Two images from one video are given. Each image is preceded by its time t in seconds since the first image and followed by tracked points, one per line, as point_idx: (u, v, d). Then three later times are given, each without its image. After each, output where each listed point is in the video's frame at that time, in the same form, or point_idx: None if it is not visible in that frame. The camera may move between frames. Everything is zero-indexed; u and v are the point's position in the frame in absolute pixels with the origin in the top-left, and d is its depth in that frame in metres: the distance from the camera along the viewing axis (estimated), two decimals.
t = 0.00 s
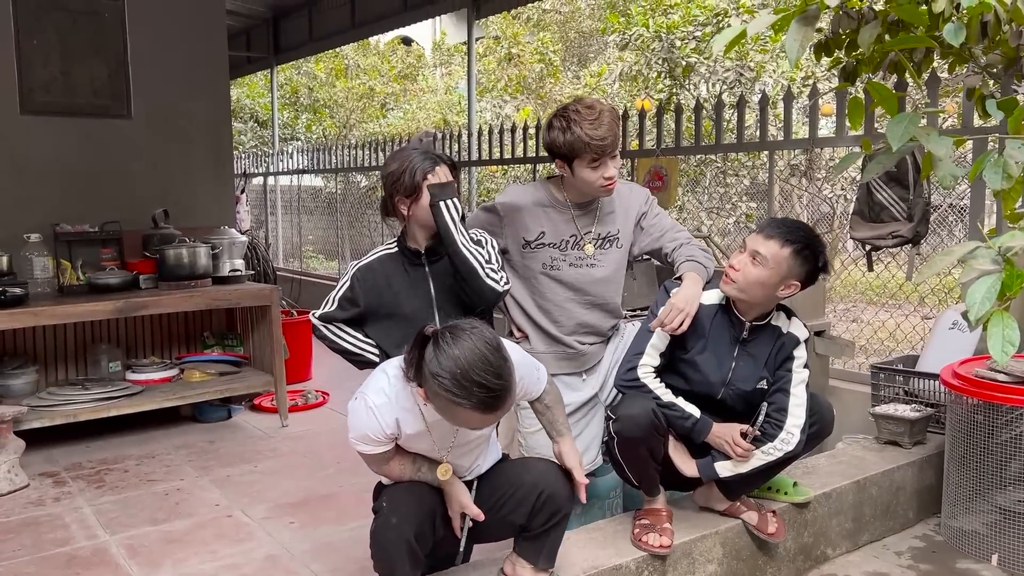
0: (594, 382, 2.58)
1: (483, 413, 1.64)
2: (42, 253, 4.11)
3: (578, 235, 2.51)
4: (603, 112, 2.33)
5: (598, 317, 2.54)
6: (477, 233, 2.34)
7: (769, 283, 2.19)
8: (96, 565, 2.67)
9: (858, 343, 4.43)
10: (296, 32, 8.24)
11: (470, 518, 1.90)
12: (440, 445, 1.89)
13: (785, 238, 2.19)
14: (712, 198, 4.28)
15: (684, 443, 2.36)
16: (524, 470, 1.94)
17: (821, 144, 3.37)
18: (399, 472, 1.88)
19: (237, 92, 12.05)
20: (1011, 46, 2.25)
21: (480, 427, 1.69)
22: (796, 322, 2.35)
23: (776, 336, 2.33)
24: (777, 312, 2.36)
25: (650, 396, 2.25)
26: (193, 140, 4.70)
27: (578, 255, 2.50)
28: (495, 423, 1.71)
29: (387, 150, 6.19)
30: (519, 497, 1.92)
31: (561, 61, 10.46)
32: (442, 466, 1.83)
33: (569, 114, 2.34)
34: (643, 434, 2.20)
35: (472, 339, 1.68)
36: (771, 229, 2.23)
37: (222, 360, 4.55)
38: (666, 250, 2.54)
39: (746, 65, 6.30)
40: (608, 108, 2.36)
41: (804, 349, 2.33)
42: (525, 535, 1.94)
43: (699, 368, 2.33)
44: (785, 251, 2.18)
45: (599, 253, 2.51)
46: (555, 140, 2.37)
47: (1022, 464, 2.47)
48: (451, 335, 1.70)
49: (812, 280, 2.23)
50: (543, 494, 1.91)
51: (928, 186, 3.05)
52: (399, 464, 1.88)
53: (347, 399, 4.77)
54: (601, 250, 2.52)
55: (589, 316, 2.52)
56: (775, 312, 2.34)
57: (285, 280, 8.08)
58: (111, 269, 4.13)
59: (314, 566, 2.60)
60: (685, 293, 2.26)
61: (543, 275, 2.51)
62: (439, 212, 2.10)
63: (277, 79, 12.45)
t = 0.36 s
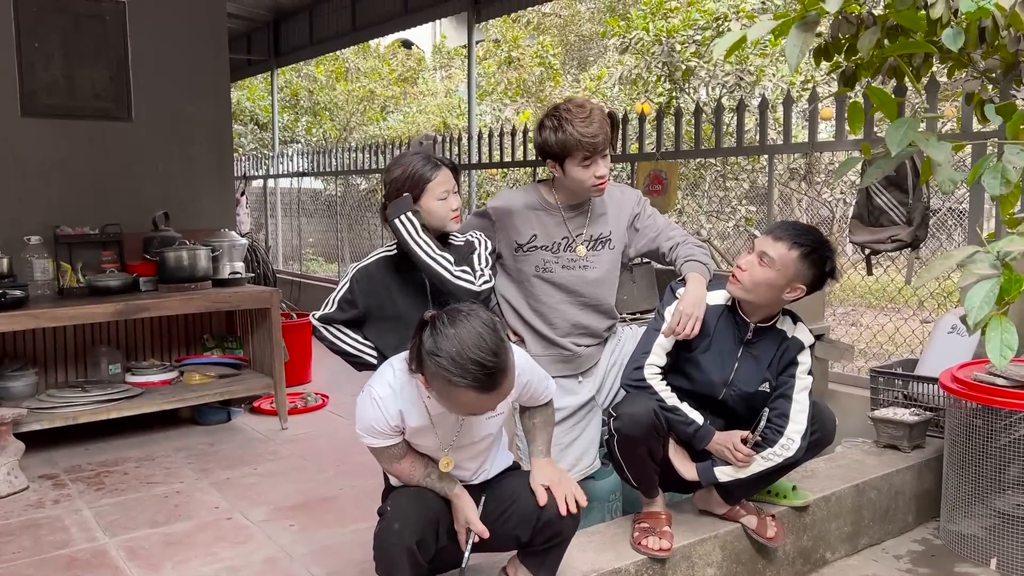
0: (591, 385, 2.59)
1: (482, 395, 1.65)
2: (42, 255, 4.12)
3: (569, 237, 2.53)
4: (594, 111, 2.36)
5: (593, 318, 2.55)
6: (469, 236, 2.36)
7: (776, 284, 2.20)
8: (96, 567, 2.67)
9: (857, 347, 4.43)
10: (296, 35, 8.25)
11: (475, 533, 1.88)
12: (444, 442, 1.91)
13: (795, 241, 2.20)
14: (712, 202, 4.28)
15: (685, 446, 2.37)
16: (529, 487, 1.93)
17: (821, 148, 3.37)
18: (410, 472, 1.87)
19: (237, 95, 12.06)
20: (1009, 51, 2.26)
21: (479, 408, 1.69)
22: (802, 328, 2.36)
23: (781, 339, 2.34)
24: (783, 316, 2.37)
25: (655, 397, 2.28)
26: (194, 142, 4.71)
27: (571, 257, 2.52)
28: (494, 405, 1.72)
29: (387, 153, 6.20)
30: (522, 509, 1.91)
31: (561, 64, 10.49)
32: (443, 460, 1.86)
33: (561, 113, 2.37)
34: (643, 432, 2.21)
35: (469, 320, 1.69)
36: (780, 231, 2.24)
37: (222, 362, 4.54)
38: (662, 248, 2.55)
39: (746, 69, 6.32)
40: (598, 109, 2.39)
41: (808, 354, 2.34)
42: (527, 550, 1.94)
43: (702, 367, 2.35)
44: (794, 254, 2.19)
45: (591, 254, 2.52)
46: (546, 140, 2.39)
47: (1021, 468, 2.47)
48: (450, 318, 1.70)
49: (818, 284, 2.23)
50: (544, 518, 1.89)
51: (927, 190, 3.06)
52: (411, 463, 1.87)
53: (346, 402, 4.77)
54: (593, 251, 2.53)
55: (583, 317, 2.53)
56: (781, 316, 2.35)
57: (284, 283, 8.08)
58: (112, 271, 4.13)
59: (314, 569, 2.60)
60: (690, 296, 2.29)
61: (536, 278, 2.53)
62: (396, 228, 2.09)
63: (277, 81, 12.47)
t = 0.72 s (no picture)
0: (589, 385, 2.60)
1: (488, 396, 1.65)
2: (41, 256, 4.11)
3: (566, 236, 2.54)
4: (582, 113, 2.38)
5: (591, 317, 2.56)
6: (470, 239, 2.36)
7: (783, 286, 2.20)
8: (94, 568, 2.67)
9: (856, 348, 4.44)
10: (295, 36, 8.24)
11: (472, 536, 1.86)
12: (448, 444, 1.91)
13: (805, 245, 2.19)
14: (711, 203, 4.29)
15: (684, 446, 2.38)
16: (528, 489, 1.91)
17: (819, 149, 3.37)
18: (409, 472, 1.87)
19: (236, 96, 12.06)
20: (1008, 53, 2.27)
21: (485, 410, 1.69)
22: (807, 334, 2.37)
23: (784, 343, 2.34)
24: (789, 321, 2.38)
25: (654, 393, 2.28)
26: (193, 143, 4.71)
27: (567, 257, 2.52)
28: (499, 409, 1.71)
29: (386, 154, 6.19)
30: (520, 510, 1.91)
31: (560, 66, 10.49)
32: (449, 461, 1.85)
33: (549, 117, 2.38)
34: (639, 427, 2.21)
35: (479, 321, 1.70)
36: (793, 234, 2.24)
37: (221, 363, 4.54)
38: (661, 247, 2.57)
39: (744, 70, 6.32)
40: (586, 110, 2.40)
41: (812, 360, 2.34)
42: (526, 552, 1.93)
43: (704, 366, 2.37)
44: (803, 257, 2.19)
45: (587, 253, 2.53)
46: (535, 143, 2.39)
47: (1020, 469, 2.47)
48: (462, 318, 1.71)
49: (826, 291, 2.23)
50: (542, 518, 1.88)
51: (925, 192, 3.06)
52: (410, 463, 1.87)
53: (345, 403, 4.77)
54: (590, 250, 2.54)
55: (581, 316, 2.54)
56: (785, 320, 2.35)
57: (283, 284, 8.08)
58: (110, 272, 4.13)
59: (312, 570, 2.60)
60: (700, 298, 2.31)
61: (533, 279, 2.54)
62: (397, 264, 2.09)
63: (275, 82, 12.47)
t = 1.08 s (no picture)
0: (588, 383, 2.60)
1: (496, 379, 1.63)
2: (38, 256, 4.11)
3: (565, 235, 2.54)
4: (583, 111, 2.38)
5: (589, 315, 2.57)
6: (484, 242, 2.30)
7: (782, 283, 2.20)
8: (92, 569, 2.66)
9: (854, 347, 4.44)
10: (293, 36, 8.23)
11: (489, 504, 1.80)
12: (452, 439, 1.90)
13: (802, 243, 2.20)
14: (709, 202, 4.29)
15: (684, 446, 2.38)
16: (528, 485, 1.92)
17: (817, 148, 3.37)
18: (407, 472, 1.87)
19: (233, 95, 12.05)
20: (1005, 51, 2.27)
21: (489, 395, 1.67)
22: (804, 331, 2.36)
23: (783, 342, 2.34)
24: (785, 318, 2.37)
25: (653, 394, 2.28)
26: (191, 143, 4.70)
27: (566, 255, 2.53)
28: (501, 401, 1.69)
29: (384, 153, 6.19)
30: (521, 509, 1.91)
31: (557, 65, 10.48)
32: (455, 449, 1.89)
33: (552, 113, 2.38)
34: (638, 427, 2.22)
35: (526, 311, 1.70)
36: (785, 232, 2.24)
37: (218, 363, 4.53)
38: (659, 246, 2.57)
39: (742, 69, 6.32)
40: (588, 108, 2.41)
41: (811, 358, 2.34)
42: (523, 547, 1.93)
43: (702, 367, 2.36)
44: (799, 254, 2.19)
45: (586, 252, 2.53)
46: (536, 139, 2.39)
47: (1018, 467, 2.47)
48: (511, 303, 1.72)
49: (823, 287, 2.23)
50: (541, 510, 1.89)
51: (923, 190, 3.06)
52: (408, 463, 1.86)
53: (343, 403, 4.76)
54: (589, 249, 2.54)
55: (579, 315, 2.55)
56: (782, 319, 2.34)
57: (281, 283, 8.08)
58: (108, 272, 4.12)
59: (311, 570, 2.59)
60: (690, 302, 2.31)
61: (532, 277, 2.55)
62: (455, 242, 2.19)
63: (273, 81, 12.45)
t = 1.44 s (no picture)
0: (586, 378, 2.62)
1: (510, 380, 1.63)
2: (35, 254, 4.10)
3: (561, 231, 2.55)
4: (576, 101, 2.42)
5: (585, 311, 2.58)
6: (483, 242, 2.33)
7: (775, 283, 2.20)
8: (90, 567, 2.66)
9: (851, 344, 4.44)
10: (290, 34, 8.22)
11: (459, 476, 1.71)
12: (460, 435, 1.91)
13: (794, 241, 2.20)
14: (706, 199, 4.29)
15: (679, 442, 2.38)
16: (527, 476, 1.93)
17: (813, 145, 3.38)
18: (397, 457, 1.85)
19: (230, 93, 12.04)
20: (1001, 47, 2.27)
21: (499, 395, 1.66)
22: (800, 328, 2.36)
23: (778, 339, 2.34)
24: (780, 316, 2.37)
25: (647, 391, 2.28)
26: (188, 142, 4.69)
27: (562, 251, 2.54)
28: (509, 403, 1.68)
29: (381, 151, 6.18)
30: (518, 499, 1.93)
31: (555, 62, 10.45)
32: (478, 446, 1.89)
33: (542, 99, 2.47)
34: (633, 424, 2.22)
35: (554, 321, 1.70)
36: (778, 231, 2.24)
37: (216, 361, 4.53)
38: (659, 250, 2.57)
39: (739, 66, 6.31)
40: (580, 96, 2.45)
41: (806, 355, 2.34)
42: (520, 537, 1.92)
43: (697, 365, 2.36)
44: (792, 254, 2.19)
45: (582, 249, 2.54)
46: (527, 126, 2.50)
47: (1014, 462, 2.48)
48: (540, 310, 1.72)
49: (817, 284, 2.24)
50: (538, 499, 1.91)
51: (920, 187, 3.06)
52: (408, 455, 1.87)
53: (341, 401, 4.76)
54: (585, 246, 2.54)
55: (575, 311, 2.56)
56: (778, 316, 2.35)
57: (279, 281, 8.08)
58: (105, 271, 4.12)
59: (309, 568, 2.60)
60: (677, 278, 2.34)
61: (528, 271, 2.57)
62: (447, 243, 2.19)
63: (270, 79, 12.44)
